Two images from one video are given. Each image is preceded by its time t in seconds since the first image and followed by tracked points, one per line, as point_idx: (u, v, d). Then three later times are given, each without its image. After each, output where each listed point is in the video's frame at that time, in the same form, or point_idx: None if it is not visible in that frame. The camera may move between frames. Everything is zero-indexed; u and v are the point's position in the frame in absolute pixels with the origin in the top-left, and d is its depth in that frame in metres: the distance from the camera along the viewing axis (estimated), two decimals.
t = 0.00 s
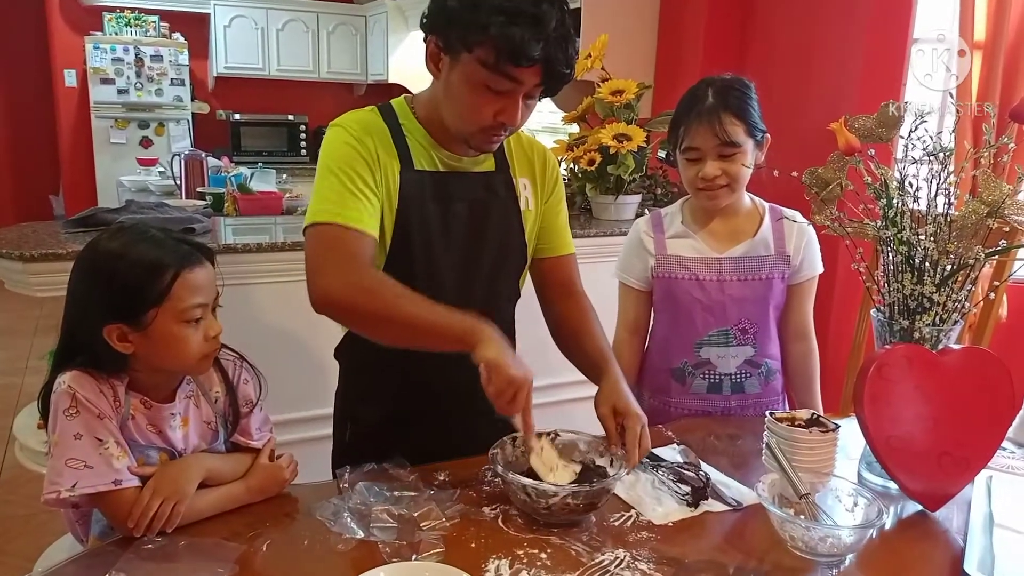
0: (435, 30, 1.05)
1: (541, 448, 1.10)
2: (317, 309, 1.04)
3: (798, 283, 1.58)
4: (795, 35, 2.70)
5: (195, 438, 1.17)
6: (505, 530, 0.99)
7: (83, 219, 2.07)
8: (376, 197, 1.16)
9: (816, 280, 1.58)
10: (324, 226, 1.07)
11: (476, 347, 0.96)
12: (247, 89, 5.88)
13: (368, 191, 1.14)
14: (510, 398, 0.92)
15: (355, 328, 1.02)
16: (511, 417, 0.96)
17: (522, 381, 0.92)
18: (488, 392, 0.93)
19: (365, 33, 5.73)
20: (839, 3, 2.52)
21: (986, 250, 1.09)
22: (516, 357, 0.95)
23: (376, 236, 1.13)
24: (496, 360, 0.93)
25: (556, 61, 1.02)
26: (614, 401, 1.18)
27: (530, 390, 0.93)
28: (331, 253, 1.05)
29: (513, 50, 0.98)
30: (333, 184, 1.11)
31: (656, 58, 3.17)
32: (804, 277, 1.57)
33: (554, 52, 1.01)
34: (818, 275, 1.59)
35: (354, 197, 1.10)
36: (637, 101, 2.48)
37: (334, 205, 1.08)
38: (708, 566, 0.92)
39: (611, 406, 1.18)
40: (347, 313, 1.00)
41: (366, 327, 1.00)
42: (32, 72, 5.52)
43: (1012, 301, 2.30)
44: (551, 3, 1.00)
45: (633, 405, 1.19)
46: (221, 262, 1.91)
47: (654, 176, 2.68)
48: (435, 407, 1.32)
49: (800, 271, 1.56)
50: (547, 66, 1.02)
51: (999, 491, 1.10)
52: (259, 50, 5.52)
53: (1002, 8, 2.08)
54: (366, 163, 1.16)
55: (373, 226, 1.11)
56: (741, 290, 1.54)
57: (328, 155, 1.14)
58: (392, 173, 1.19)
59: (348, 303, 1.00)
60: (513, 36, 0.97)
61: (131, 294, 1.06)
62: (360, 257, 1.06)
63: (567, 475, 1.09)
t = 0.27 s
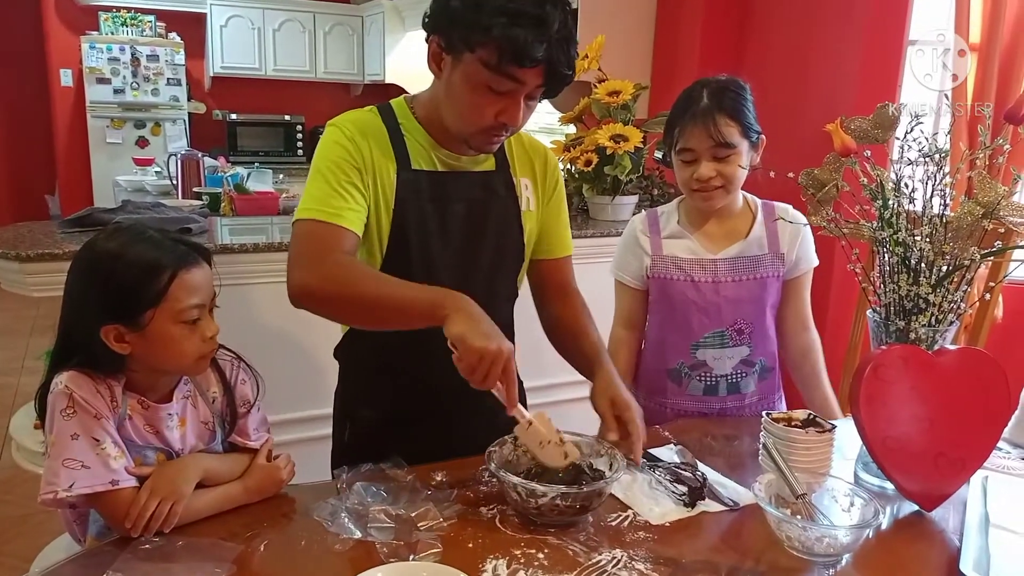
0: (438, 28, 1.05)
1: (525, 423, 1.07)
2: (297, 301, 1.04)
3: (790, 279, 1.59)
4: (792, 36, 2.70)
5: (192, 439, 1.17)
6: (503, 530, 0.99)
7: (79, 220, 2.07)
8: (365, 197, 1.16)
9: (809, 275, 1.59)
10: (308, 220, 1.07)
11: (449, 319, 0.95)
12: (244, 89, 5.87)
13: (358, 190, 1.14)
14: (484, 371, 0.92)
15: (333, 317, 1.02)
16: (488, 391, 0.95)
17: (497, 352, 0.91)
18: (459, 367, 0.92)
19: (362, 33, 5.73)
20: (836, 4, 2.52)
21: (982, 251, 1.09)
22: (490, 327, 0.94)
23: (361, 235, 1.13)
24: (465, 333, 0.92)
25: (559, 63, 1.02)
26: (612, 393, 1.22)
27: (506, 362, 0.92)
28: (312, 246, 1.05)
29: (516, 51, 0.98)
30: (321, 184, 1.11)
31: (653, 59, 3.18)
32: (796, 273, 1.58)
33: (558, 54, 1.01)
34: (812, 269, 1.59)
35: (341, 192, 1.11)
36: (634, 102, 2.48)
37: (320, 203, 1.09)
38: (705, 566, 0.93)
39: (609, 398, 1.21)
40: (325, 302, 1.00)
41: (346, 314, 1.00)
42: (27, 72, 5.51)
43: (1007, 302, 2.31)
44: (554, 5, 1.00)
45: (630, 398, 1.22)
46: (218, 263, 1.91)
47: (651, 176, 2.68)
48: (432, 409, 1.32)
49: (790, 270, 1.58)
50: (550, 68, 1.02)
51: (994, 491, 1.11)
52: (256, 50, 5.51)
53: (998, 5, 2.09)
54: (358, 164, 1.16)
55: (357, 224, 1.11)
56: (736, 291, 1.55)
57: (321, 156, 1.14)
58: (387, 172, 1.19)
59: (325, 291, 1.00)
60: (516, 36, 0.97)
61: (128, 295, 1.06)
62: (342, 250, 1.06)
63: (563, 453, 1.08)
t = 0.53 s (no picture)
0: (452, 34, 1.05)
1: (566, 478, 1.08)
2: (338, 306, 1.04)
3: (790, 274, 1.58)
4: (794, 38, 2.70)
5: (195, 439, 1.18)
6: (504, 530, 0.99)
7: (82, 220, 2.07)
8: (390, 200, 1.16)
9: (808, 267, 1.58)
10: (345, 230, 1.07)
11: (490, 378, 0.95)
12: (246, 89, 5.88)
13: (382, 190, 1.14)
14: (534, 437, 0.92)
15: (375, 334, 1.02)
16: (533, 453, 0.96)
17: (540, 417, 0.92)
18: (505, 430, 0.93)
19: (364, 34, 5.74)
20: (839, 6, 2.52)
21: (983, 252, 1.10)
22: (534, 391, 0.94)
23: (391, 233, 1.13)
24: (514, 397, 0.92)
25: (573, 70, 1.03)
26: (595, 391, 1.20)
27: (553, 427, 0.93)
28: (350, 254, 1.05)
29: (533, 59, 0.98)
30: (347, 185, 1.11)
31: (655, 61, 3.18)
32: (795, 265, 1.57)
33: (573, 62, 1.02)
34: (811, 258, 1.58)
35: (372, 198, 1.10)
36: (636, 103, 2.49)
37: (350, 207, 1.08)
38: (706, 567, 0.93)
39: (591, 394, 1.20)
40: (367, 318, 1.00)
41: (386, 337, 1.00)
42: (30, 72, 5.52)
43: (1009, 304, 2.30)
44: (572, 13, 1.01)
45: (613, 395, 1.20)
46: (221, 263, 1.92)
47: (653, 178, 2.68)
48: (434, 409, 1.32)
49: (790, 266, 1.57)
50: (564, 75, 1.03)
51: (994, 492, 1.11)
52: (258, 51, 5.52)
53: (999, 7, 2.09)
54: (381, 165, 1.16)
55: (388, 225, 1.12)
56: (734, 293, 1.54)
57: (342, 157, 1.13)
58: (407, 176, 1.19)
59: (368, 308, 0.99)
60: (532, 44, 0.97)
61: (131, 296, 1.06)
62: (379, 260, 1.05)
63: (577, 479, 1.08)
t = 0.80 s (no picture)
0: (457, 35, 1.05)
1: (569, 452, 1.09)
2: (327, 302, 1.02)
3: (794, 276, 1.57)
4: (795, 37, 2.70)
5: (196, 436, 1.18)
6: (503, 528, 0.99)
7: (83, 218, 2.08)
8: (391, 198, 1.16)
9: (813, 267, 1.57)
10: (342, 222, 1.06)
11: (493, 347, 0.96)
12: (247, 88, 5.88)
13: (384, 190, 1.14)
14: (536, 399, 0.95)
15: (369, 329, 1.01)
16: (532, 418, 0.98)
17: (545, 380, 0.95)
18: (513, 390, 0.96)
19: (366, 33, 5.74)
20: (840, 6, 2.52)
21: (983, 251, 1.11)
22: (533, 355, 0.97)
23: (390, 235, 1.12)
24: (522, 358, 0.95)
25: (577, 70, 1.03)
26: (608, 394, 1.20)
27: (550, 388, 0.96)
28: (346, 246, 1.04)
29: (538, 60, 0.99)
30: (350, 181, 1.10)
31: (656, 60, 3.18)
32: (800, 266, 1.56)
33: (577, 62, 1.02)
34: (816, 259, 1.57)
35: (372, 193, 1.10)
36: (637, 102, 2.49)
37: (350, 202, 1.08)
38: (706, 565, 0.93)
39: (604, 398, 1.19)
40: (361, 309, 0.99)
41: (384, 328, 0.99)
42: (32, 71, 5.53)
43: (1010, 304, 2.30)
44: (576, 14, 1.01)
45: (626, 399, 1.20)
46: (222, 262, 1.92)
47: (654, 177, 2.68)
48: (435, 408, 1.32)
49: (792, 267, 1.56)
50: (569, 75, 1.03)
51: (994, 491, 1.11)
52: (260, 50, 5.52)
53: (1000, 7, 2.08)
54: (384, 160, 1.16)
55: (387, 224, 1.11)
56: (735, 295, 1.54)
57: (346, 151, 1.14)
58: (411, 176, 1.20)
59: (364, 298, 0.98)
60: (538, 45, 0.98)
61: (133, 295, 1.06)
62: (373, 256, 1.04)
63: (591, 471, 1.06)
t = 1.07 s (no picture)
0: (445, 35, 1.05)
1: (531, 445, 1.10)
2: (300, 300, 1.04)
3: (795, 280, 1.56)
4: (791, 37, 2.71)
5: (192, 436, 1.18)
6: (499, 528, 0.99)
7: (79, 218, 2.07)
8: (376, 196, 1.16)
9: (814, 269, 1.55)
10: (316, 219, 1.07)
11: (460, 343, 0.99)
12: (243, 88, 5.87)
13: (369, 191, 1.14)
14: (501, 395, 0.97)
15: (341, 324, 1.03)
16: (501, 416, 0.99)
17: (510, 379, 0.97)
18: (477, 388, 0.97)
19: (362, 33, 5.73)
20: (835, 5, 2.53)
21: (978, 250, 1.10)
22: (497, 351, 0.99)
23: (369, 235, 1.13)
24: (485, 356, 0.97)
25: (565, 69, 1.03)
26: (610, 398, 1.20)
27: (517, 386, 0.98)
28: (321, 245, 1.05)
29: (523, 60, 0.98)
30: (333, 180, 1.11)
31: (653, 59, 3.18)
32: (802, 268, 1.54)
33: (564, 62, 1.02)
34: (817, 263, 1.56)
35: (352, 193, 1.10)
36: (633, 101, 2.49)
37: (329, 200, 1.08)
38: (701, 564, 0.93)
39: (607, 402, 1.19)
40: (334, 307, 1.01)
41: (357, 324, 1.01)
42: (27, 70, 5.51)
43: (1005, 302, 2.31)
44: (561, 12, 1.00)
45: (629, 403, 1.20)
46: (218, 261, 1.92)
47: (650, 176, 2.68)
48: (431, 409, 1.33)
49: (792, 271, 1.55)
50: (556, 75, 1.03)
51: (989, 489, 1.11)
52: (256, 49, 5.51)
53: (995, 6, 2.09)
54: (372, 161, 1.16)
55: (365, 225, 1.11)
56: (733, 298, 1.54)
57: (332, 151, 1.14)
58: (399, 176, 1.20)
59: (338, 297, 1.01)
60: (523, 45, 0.97)
61: (130, 294, 1.06)
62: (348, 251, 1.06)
63: (566, 472, 1.09)
